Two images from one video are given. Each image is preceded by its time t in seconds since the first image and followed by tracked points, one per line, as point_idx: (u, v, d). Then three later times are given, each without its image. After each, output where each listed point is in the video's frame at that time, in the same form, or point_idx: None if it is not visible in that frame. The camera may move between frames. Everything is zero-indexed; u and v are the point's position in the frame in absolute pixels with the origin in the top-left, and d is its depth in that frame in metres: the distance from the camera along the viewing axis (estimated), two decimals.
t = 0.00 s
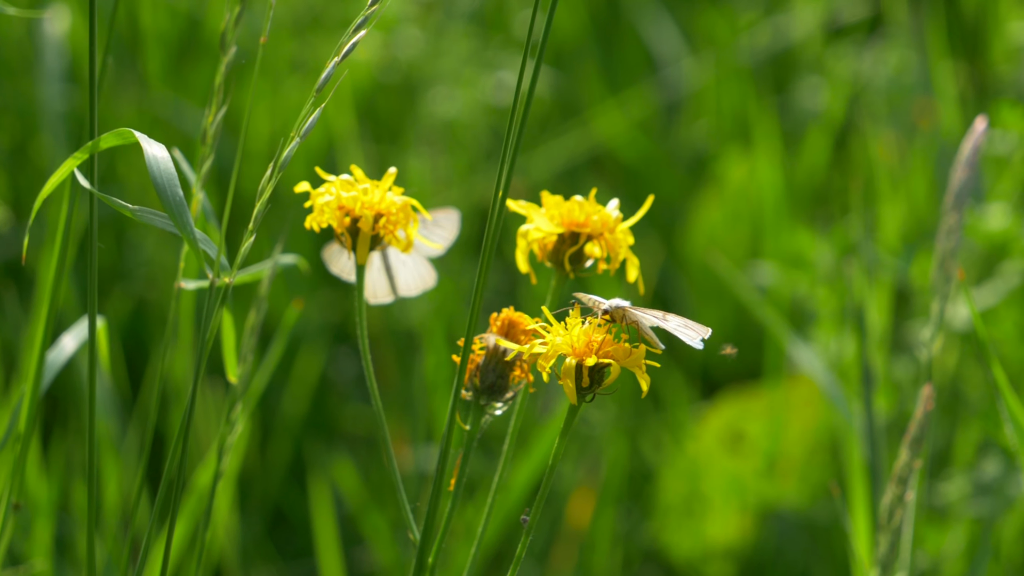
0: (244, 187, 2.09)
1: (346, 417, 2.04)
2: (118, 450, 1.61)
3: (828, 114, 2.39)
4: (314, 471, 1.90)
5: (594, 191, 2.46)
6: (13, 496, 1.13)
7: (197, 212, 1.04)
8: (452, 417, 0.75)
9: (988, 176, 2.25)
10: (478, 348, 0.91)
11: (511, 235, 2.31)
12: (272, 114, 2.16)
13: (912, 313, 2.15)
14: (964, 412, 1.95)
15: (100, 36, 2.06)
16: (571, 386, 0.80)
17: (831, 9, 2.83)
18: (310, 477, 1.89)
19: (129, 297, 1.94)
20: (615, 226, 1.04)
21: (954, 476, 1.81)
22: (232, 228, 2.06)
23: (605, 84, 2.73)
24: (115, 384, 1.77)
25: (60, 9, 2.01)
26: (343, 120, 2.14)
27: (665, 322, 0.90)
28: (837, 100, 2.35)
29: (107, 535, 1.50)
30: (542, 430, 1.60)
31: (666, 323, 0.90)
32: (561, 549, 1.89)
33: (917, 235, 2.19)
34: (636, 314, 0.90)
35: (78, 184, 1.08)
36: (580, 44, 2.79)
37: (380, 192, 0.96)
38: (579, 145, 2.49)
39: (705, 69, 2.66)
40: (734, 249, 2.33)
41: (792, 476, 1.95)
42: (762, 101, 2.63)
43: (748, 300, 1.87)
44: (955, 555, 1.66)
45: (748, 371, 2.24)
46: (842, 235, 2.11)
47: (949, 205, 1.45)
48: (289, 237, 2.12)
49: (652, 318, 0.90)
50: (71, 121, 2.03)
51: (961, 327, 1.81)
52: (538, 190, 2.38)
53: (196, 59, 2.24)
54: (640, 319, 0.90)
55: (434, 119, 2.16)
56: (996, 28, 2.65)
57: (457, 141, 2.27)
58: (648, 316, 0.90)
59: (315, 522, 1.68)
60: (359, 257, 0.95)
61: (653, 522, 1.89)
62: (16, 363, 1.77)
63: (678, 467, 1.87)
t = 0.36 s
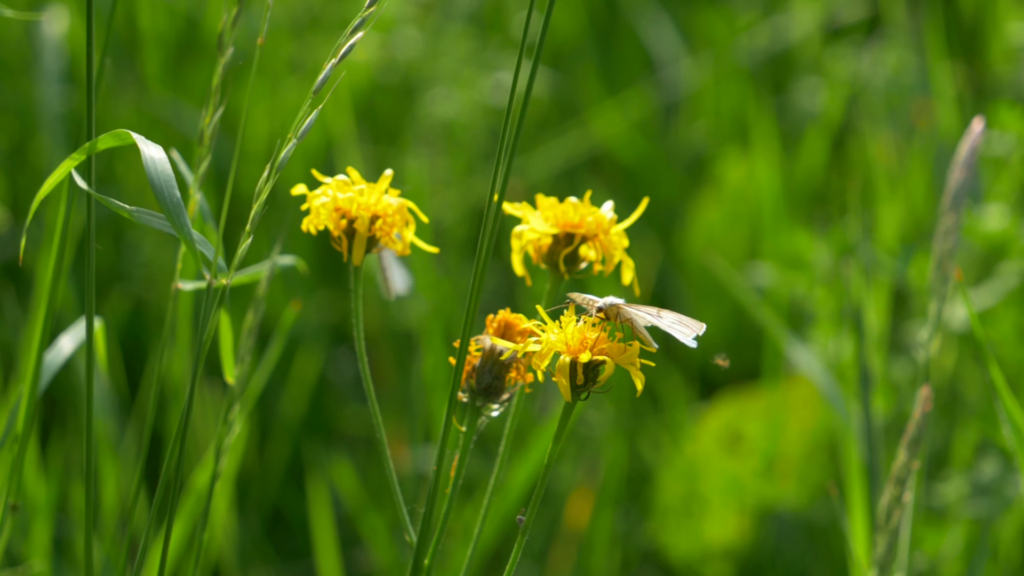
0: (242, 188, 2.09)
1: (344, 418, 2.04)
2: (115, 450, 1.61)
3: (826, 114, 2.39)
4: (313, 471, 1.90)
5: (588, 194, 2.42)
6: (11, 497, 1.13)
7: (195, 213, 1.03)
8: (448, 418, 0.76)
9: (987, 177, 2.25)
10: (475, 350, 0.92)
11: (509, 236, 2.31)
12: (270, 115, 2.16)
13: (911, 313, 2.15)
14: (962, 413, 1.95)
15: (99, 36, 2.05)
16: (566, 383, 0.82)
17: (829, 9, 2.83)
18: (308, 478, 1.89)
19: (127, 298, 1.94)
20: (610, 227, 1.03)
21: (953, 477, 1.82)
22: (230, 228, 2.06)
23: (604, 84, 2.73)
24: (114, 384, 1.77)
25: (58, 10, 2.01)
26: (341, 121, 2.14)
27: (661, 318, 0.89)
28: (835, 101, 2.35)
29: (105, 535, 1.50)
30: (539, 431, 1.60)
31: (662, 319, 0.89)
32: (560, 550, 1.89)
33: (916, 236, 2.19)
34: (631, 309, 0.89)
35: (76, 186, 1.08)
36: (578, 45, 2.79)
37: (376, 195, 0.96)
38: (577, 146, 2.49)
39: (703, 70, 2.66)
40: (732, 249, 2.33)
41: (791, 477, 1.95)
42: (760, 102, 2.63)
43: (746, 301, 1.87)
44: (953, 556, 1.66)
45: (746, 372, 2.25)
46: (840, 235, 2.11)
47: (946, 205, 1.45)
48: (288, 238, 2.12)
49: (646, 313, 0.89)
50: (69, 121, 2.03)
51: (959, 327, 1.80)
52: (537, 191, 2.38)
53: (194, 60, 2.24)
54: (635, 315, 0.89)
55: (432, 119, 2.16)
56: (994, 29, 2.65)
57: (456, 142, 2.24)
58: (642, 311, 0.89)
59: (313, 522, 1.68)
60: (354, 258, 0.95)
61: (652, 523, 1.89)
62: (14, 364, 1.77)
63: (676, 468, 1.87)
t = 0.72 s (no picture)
0: (240, 190, 2.09)
1: (343, 420, 2.04)
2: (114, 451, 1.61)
3: (824, 116, 2.40)
4: (311, 473, 1.90)
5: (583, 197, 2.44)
6: (9, 498, 1.13)
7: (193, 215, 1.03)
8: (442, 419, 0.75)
9: (984, 178, 2.25)
10: (468, 352, 0.91)
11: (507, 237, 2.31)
12: (267, 116, 2.16)
13: (908, 315, 2.15)
14: (960, 414, 1.95)
15: (97, 38, 2.05)
16: (562, 383, 0.81)
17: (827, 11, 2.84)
18: (306, 479, 1.89)
19: (125, 299, 1.94)
20: (603, 230, 1.04)
21: (951, 478, 1.81)
22: (228, 229, 2.06)
23: (602, 85, 2.73)
24: (111, 385, 1.77)
25: (56, 11, 2.01)
26: (339, 122, 2.14)
27: (655, 315, 0.89)
28: (832, 102, 2.35)
29: (103, 537, 1.50)
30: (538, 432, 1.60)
31: (656, 318, 0.89)
32: (558, 551, 1.89)
33: (913, 237, 2.19)
34: (625, 310, 0.89)
35: (74, 187, 1.08)
36: (576, 47, 2.80)
37: (373, 196, 0.96)
38: (575, 146, 2.49)
39: (701, 71, 2.66)
40: (730, 251, 2.33)
41: (789, 479, 1.95)
42: (758, 104, 2.64)
43: (744, 302, 1.87)
44: (952, 557, 1.66)
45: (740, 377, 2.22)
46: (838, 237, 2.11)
47: (943, 206, 1.45)
48: (286, 239, 2.12)
49: (640, 312, 0.89)
50: (67, 123, 2.03)
51: (956, 329, 1.80)
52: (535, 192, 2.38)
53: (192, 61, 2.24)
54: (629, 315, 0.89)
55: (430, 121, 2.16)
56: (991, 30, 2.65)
57: (454, 143, 2.23)
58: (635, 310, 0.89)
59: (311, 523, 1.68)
60: (352, 261, 0.96)
61: (650, 524, 1.89)
62: (13, 365, 1.77)
63: (674, 469, 1.87)
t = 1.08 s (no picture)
0: (239, 191, 2.09)
1: (341, 421, 2.04)
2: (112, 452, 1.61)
3: (822, 117, 2.40)
4: (309, 474, 1.90)
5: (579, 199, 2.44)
6: (6, 500, 1.13)
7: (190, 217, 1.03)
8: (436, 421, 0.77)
9: (983, 179, 2.25)
10: (464, 353, 0.92)
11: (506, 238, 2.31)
12: (266, 117, 2.16)
13: (906, 316, 2.15)
14: (958, 415, 1.95)
15: (96, 39, 2.05)
16: (558, 386, 0.81)
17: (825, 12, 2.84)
18: (304, 481, 1.89)
19: (124, 301, 1.94)
20: (597, 233, 1.05)
21: (948, 479, 1.81)
22: (227, 230, 2.06)
23: (600, 86, 2.73)
24: (110, 386, 1.77)
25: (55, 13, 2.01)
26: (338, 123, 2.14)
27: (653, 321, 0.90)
28: (831, 104, 2.35)
29: (102, 538, 1.50)
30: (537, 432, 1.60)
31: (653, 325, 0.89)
32: (557, 552, 1.89)
33: (911, 238, 2.20)
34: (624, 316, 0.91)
35: (73, 188, 1.08)
36: (575, 48, 2.80)
37: (367, 198, 0.97)
38: (574, 148, 2.49)
39: (700, 72, 2.66)
40: (728, 252, 2.34)
41: (787, 479, 1.96)
42: (757, 105, 2.64)
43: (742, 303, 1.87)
44: (950, 558, 1.66)
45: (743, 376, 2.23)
46: (837, 237, 2.11)
47: (941, 208, 1.45)
48: (284, 241, 2.12)
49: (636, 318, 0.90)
50: (66, 124, 2.03)
51: (954, 330, 1.81)
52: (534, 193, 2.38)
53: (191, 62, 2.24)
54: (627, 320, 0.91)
55: (430, 121, 2.21)
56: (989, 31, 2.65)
57: (453, 144, 2.29)
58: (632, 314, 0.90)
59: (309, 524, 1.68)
60: (345, 262, 0.96)
61: (648, 525, 1.89)
62: (11, 366, 1.77)
63: (673, 470, 1.87)
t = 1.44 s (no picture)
0: (238, 193, 2.09)
1: (340, 423, 2.04)
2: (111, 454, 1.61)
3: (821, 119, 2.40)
4: (308, 475, 1.90)
5: (572, 199, 2.45)
6: (5, 502, 1.13)
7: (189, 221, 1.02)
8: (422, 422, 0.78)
9: (981, 181, 2.25)
10: (448, 353, 0.92)
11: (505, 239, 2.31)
12: (265, 119, 2.16)
13: (904, 317, 2.15)
14: (956, 416, 1.95)
15: (95, 40, 2.05)
16: (551, 392, 0.82)
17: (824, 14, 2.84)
18: (303, 483, 1.89)
19: (123, 302, 1.94)
20: (591, 235, 1.05)
21: (947, 481, 1.81)
22: (226, 232, 2.06)
23: (599, 88, 2.74)
24: (109, 388, 1.77)
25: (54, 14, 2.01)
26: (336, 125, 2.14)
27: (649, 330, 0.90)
28: (829, 105, 2.36)
29: (101, 539, 1.50)
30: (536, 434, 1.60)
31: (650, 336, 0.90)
32: (556, 553, 1.89)
33: (910, 240, 2.20)
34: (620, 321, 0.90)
35: (71, 190, 1.08)
36: (574, 49, 2.80)
37: (359, 199, 0.96)
38: (573, 150, 2.49)
39: (699, 74, 2.67)
40: (727, 254, 2.34)
41: (785, 481, 1.96)
42: (755, 106, 2.64)
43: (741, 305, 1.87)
44: (948, 560, 1.66)
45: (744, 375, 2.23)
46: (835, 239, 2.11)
47: (939, 210, 1.45)
48: (283, 243, 2.13)
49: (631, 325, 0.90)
50: (65, 126, 2.03)
51: (953, 332, 1.81)
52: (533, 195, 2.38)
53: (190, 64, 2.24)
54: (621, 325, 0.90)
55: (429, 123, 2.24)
56: (987, 33, 2.65)
57: (452, 145, 2.30)
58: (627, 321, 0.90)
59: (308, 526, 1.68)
60: (336, 262, 0.96)
61: (647, 526, 1.88)
62: (10, 368, 1.77)
63: (671, 472, 1.87)
